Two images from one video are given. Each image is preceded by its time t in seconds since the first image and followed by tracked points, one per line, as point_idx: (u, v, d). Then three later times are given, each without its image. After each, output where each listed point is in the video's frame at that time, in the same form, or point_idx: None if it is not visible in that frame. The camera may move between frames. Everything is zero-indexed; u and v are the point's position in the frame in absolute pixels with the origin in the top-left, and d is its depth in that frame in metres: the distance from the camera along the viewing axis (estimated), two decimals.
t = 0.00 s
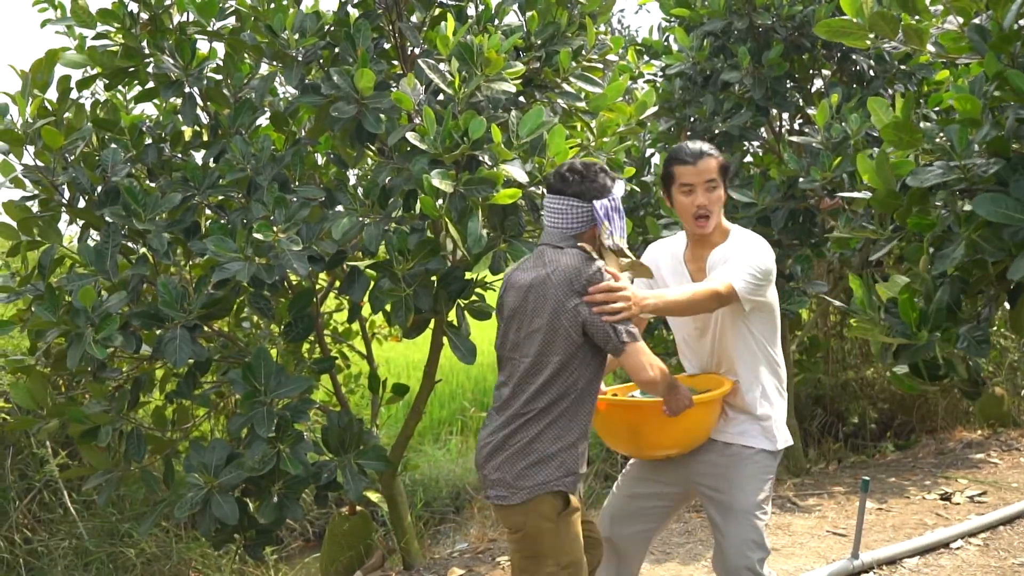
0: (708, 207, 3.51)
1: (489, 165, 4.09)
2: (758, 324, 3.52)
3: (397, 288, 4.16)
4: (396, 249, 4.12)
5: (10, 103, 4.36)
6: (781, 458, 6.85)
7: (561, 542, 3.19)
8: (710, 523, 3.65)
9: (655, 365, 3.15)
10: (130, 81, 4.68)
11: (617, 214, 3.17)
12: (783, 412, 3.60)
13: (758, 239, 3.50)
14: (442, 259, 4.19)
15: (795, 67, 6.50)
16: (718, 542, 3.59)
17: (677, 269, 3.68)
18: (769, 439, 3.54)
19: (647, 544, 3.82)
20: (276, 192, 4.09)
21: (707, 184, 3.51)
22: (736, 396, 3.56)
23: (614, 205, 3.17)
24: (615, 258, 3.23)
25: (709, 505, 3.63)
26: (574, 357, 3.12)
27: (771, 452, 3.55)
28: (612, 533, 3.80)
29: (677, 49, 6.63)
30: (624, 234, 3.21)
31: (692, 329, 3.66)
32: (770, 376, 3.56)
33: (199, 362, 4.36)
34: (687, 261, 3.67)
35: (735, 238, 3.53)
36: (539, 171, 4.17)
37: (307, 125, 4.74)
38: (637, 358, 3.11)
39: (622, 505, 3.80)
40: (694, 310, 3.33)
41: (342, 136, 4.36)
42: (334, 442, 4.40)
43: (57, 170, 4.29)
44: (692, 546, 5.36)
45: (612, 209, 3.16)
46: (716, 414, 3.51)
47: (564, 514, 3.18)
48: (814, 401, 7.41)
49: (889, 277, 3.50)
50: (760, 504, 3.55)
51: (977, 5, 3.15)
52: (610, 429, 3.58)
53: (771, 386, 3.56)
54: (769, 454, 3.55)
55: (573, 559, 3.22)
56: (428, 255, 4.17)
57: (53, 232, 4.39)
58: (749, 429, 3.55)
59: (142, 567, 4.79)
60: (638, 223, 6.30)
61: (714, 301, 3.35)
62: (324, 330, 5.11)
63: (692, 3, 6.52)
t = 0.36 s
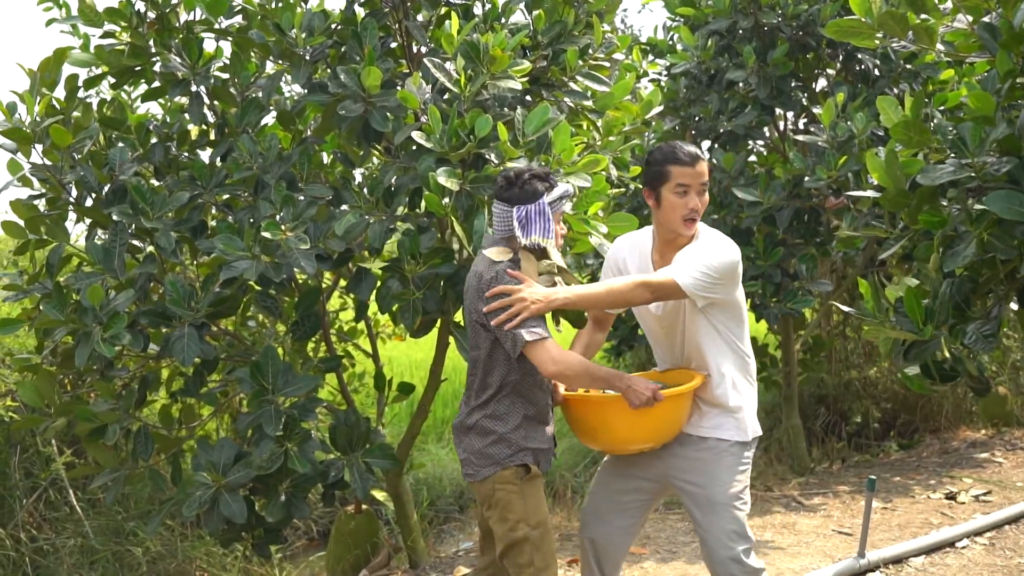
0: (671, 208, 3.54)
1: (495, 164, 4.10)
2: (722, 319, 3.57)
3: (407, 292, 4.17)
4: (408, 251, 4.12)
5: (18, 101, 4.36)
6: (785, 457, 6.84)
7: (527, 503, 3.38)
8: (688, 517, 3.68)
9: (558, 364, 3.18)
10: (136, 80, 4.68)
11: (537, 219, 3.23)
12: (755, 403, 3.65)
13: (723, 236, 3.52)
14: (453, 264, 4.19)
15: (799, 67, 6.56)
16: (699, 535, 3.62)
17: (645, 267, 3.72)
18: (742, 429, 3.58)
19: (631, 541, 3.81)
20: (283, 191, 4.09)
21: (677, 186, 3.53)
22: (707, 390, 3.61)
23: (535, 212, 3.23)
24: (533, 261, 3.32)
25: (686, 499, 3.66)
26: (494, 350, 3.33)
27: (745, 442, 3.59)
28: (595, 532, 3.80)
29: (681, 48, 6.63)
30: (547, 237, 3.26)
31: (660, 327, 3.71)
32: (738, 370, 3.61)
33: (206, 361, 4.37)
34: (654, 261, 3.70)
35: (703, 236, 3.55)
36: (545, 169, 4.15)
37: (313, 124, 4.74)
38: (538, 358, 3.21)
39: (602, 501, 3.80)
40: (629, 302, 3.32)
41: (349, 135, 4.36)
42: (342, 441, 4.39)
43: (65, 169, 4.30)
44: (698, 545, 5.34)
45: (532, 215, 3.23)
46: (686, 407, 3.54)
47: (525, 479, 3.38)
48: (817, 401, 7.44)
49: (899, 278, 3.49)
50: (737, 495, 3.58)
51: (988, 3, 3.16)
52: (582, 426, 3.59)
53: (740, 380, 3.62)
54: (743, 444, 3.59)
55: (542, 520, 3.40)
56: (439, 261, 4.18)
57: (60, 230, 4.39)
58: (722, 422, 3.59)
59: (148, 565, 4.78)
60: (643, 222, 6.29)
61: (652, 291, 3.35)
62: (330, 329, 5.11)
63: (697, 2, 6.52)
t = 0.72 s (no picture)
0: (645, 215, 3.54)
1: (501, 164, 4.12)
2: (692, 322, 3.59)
3: (415, 293, 4.17)
4: (415, 251, 4.13)
5: (25, 102, 4.37)
6: (790, 457, 6.84)
7: (486, 484, 3.49)
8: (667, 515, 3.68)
9: (501, 354, 3.31)
10: (142, 81, 4.68)
11: (497, 206, 3.36)
12: (728, 400, 3.66)
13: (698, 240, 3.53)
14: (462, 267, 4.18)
15: (804, 67, 6.48)
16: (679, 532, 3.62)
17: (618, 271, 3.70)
18: (716, 424, 3.60)
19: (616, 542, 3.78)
20: (290, 192, 4.10)
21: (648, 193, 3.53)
22: (680, 391, 3.61)
23: (496, 200, 3.37)
24: (494, 248, 3.46)
25: (665, 496, 3.66)
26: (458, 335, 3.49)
27: (720, 437, 3.60)
28: (580, 535, 3.76)
29: (686, 48, 6.62)
30: (506, 226, 3.38)
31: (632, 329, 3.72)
32: (710, 369, 3.62)
33: (212, 361, 4.38)
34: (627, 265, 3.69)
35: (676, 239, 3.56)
36: (553, 169, 4.14)
37: (319, 125, 4.74)
38: (487, 349, 3.34)
39: (584, 503, 3.78)
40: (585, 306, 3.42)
41: (355, 136, 4.37)
42: (348, 441, 4.40)
43: (72, 169, 4.31)
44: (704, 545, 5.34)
45: (492, 203, 3.37)
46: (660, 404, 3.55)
47: (488, 459, 3.49)
48: (821, 401, 7.41)
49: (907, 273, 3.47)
50: (714, 489, 3.59)
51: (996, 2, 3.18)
52: (555, 418, 3.60)
53: (712, 379, 3.62)
54: (718, 439, 3.60)
55: (501, 500, 3.49)
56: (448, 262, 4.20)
57: (67, 230, 4.40)
58: (695, 419, 3.60)
59: (154, 565, 4.78)
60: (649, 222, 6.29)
61: (615, 295, 3.41)
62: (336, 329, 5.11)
63: (702, 2, 6.52)
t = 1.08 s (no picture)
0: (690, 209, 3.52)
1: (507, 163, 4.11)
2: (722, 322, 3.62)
3: (419, 288, 4.16)
4: (416, 247, 4.08)
5: (33, 103, 4.38)
6: (797, 458, 6.84)
7: (455, 482, 3.55)
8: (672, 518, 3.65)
9: (482, 347, 3.35)
10: (150, 82, 4.69)
11: (516, 207, 3.42)
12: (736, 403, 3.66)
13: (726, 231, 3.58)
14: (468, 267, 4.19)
15: (811, 66, 6.53)
16: (687, 534, 3.59)
17: (642, 272, 3.62)
18: (726, 425, 3.61)
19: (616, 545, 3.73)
20: (297, 192, 4.11)
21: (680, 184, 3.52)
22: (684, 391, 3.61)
23: (515, 200, 3.42)
24: (505, 245, 3.49)
25: (671, 498, 3.64)
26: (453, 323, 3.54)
27: (730, 439, 3.60)
28: (581, 537, 3.71)
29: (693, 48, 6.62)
30: (525, 226, 3.46)
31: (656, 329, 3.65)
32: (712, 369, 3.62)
33: (219, 362, 4.39)
34: (653, 265, 3.61)
35: (706, 233, 3.58)
36: (558, 169, 4.18)
37: (326, 125, 4.75)
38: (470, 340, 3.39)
39: (587, 505, 3.73)
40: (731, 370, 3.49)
41: (362, 136, 4.37)
42: (354, 441, 4.40)
43: (81, 170, 4.34)
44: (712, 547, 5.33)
45: (511, 203, 3.42)
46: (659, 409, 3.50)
47: (459, 458, 3.55)
48: (828, 402, 7.39)
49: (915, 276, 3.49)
50: (724, 491, 3.58)
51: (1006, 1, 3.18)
52: (551, 415, 3.60)
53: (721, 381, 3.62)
54: (728, 441, 3.61)
55: (465, 499, 3.53)
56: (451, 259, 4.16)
57: (76, 231, 4.42)
58: (706, 419, 3.60)
59: (161, 565, 4.80)
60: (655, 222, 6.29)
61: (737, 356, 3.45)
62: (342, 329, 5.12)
63: (709, 2, 6.51)
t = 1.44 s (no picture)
0: (684, 211, 3.49)
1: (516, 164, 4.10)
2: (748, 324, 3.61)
3: (429, 294, 4.19)
4: (432, 254, 4.15)
5: (44, 104, 4.40)
6: (805, 459, 6.83)
7: (465, 480, 3.57)
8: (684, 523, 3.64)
9: (496, 346, 3.35)
10: (159, 83, 4.71)
11: (508, 204, 3.43)
12: (753, 408, 3.65)
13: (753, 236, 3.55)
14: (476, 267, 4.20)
15: (820, 66, 6.50)
16: (699, 540, 3.58)
17: (661, 269, 3.63)
18: (742, 431, 3.58)
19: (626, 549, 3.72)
20: (306, 192, 4.12)
21: (674, 187, 3.50)
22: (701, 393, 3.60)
23: (507, 198, 3.43)
24: (498, 244, 3.51)
25: (684, 504, 3.62)
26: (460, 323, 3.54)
27: (745, 446, 3.58)
28: (591, 539, 3.70)
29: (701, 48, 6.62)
30: (517, 223, 3.45)
31: (670, 327, 3.64)
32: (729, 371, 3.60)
33: (228, 361, 4.40)
34: (673, 262, 3.63)
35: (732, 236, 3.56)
36: (566, 170, 4.17)
37: (334, 126, 4.77)
38: (484, 339, 3.39)
39: (599, 508, 3.71)
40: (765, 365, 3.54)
41: (371, 137, 4.38)
42: (363, 441, 4.41)
43: (91, 170, 4.34)
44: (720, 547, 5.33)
45: (503, 200, 3.44)
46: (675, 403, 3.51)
47: (469, 457, 3.56)
48: (837, 403, 7.38)
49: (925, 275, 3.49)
50: (737, 499, 3.57)
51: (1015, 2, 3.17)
52: (565, 414, 3.59)
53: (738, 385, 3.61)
54: (743, 448, 3.58)
55: (475, 497, 3.55)
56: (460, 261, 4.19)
57: (86, 231, 4.43)
58: (722, 424, 3.58)
59: (170, 563, 4.81)
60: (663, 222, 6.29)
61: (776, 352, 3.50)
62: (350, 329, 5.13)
63: (717, 2, 6.51)
